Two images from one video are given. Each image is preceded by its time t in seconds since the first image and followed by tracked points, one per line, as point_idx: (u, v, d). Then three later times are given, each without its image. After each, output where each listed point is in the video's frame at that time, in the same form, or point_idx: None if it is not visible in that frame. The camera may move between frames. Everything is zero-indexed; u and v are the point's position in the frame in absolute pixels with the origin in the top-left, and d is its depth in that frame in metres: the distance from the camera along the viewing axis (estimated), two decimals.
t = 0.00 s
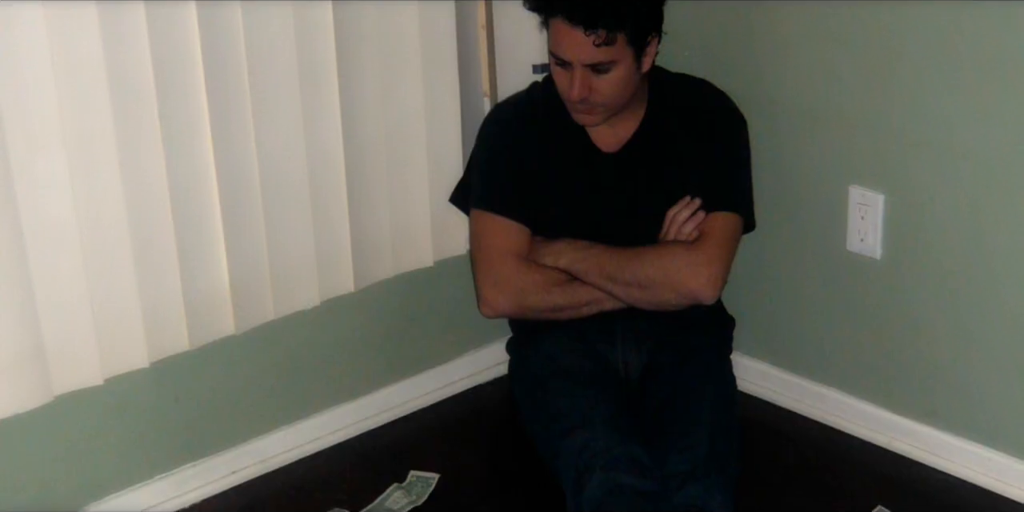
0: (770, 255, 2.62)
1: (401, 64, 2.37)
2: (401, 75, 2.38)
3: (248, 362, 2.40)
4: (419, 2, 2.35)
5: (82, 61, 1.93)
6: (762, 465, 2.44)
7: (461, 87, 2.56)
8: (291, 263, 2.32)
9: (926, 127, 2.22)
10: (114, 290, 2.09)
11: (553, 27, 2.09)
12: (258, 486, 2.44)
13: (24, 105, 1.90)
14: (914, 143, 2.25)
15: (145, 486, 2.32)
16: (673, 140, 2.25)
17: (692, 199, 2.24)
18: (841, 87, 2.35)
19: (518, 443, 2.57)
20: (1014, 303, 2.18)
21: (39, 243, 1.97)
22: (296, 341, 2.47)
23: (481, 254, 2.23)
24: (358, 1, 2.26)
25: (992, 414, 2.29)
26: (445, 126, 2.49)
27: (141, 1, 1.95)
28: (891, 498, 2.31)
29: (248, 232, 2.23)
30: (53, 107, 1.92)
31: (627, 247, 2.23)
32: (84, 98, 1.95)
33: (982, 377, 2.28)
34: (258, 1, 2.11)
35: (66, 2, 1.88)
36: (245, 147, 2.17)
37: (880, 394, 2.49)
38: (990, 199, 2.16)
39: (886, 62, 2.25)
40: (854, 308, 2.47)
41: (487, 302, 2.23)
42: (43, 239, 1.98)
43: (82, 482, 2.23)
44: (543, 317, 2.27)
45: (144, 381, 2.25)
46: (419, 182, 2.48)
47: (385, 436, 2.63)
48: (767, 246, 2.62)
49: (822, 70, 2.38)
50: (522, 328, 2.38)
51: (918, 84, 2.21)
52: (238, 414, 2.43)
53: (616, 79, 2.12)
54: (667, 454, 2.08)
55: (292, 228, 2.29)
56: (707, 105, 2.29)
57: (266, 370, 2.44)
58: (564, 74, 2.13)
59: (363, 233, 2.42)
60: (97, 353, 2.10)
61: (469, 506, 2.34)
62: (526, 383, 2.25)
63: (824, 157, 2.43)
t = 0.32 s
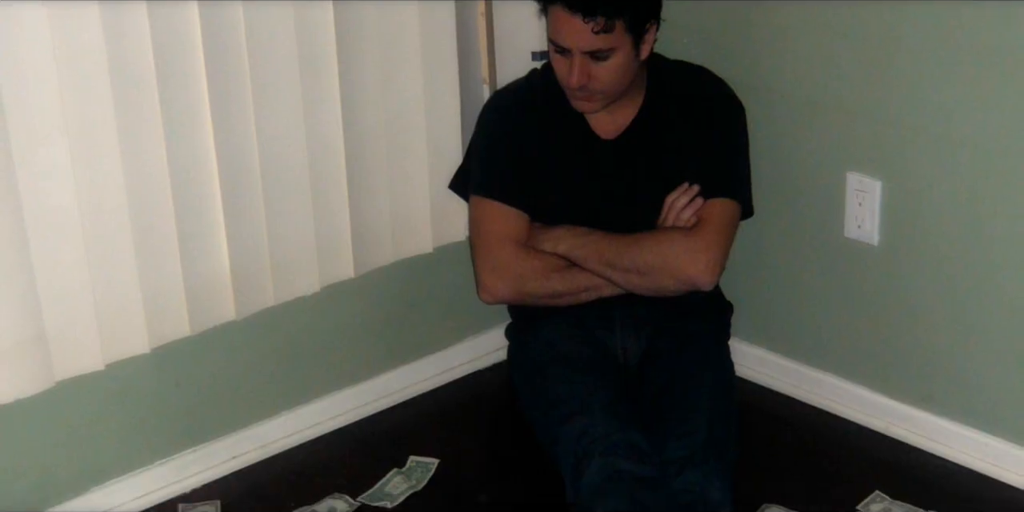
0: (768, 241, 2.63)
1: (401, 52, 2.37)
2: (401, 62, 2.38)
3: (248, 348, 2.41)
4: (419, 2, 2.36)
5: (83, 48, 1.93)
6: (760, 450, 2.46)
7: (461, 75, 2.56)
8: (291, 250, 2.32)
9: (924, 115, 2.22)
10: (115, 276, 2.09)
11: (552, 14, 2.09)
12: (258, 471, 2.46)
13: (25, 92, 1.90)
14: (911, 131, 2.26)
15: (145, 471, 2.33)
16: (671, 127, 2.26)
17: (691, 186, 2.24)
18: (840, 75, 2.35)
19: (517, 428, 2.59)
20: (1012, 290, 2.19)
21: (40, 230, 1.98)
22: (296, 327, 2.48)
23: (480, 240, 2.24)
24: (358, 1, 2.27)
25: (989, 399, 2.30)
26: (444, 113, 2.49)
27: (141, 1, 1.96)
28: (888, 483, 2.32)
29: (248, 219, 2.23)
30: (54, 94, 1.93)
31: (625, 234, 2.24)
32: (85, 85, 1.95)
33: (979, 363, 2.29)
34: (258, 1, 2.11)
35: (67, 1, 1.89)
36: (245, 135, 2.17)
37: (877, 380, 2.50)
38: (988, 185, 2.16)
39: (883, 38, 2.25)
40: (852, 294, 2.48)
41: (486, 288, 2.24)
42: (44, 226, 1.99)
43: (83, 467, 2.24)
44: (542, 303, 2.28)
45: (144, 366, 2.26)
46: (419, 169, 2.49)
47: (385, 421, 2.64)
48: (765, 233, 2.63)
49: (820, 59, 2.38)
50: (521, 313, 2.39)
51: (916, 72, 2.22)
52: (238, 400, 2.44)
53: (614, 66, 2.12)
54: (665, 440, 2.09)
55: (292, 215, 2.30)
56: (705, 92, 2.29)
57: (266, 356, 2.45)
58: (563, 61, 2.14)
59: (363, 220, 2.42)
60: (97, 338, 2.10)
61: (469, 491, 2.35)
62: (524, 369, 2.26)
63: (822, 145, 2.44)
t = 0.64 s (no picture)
0: (765, 227, 2.64)
1: (400, 38, 2.38)
2: (401, 49, 2.39)
3: (249, 333, 2.43)
4: (419, 2, 2.38)
5: (85, 36, 1.94)
6: (758, 435, 2.47)
7: (460, 62, 2.57)
8: (291, 236, 2.33)
9: (921, 99, 2.23)
10: (116, 262, 2.10)
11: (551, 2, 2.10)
12: (258, 456, 2.47)
13: (27, 79, 1.91)
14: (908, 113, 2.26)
15: (146, 456, 2.34)
16: (669, 114, 2.27)
17: (689, 172, 2.25)
18: (837, 61, 2.36)
19: (516, 414, 2.60)
20: (1010, 275, 2.20)
21: (43, 217, 1.99)
22: (296, 313, 2.49)
23: (480, 226, 2.25)
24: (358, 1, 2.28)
25: (986, 384, 2.32)
26: (444, 100, 2.50)
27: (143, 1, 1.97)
28: (885, 468, 2.34)
29: (248, 204, 2.24)
30: (54, 81, 1.94)
31: (623, 220, 2.25)
32: (87, 72, 1.96)
33: (977, 348, 2.31)
34: (259, 3, 2.13)
35: None
36: (245, 121, 2.18)
37: (874, 366, 2.51)
38: (985, 170, 2.17)
39: (883, 38, 2.26)
40: (850, 280, 2.49)
41: (485, 274, 2.25)
42: (46, 213, 2.00)
43: (85, 452, 2.26)
44: (541, 289, 2.29)
45: (145, 351, 2.27)
46: (418, 156, 2.49)
47: (384, 406, 2.66)
48: (763, 219, 2.64)
49: (817, 44, 2.39)
50: (519, 299, 2.41)
51: (913, 59, 2.22)
52: (239, 384, 2.45)
53: (612, 53, 2.13)
54: (663, 426, 2.10)
55: (292, 201, 2.31)
56: (702, 79, 2.30)
57: (267, 341, 2.46)
58: (561, 48, 2.14)
59: (363, 206, 2.43)
60: (99, 323, 2.12)
61: (468, 476, 2.37)
62: (524, 355, 2.27)
63: (820, 131, 2.45)
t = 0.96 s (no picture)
0: (764, 213, 2.65)
1: (400, 24, 2.38)
2: (401, 36, 2.39)
3: (250, 319, 2.44)
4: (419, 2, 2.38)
5: (86, 24, 1.95)
6: (756, 420, 2.49)
7: (460, 50, 2.57)
8: (291, 222, 2.34)
9: (920, 95, 2.24)
10: (117, 248, 2.11)
11: None
12: (259, 441, 2.49)
13: (28, 67, 1.92)
14: (907, 103, 2.27)
15: (147, 441, 2.36)
16: (668, 101, 2.27)
17: (687, 158, 2.26)
18: (835, 50, 2.37)
19: (516, 399, 2.61)
20: (1007, 262, 2.21)
21: (45, 203, 2.00)
22: (296, 299, 2.50)
23: (479, 213, 2.26)
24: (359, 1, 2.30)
25: (983, 370, 2.33)
26: (444, 87, 2.50)
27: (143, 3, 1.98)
28: (882, 453, 2.36)
29: (248, 192, 2.25)
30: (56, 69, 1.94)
31: (622, 206, 2.26)
32: (88, 60, 1.97)
33: (973, 334, 2.32)
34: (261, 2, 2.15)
35: None
36: (246, 107, 2.19)
37: (872, 351, 2.53)
38: (982, 158, 2.18)
39: (881, 37, 2.27)
40: (847, 266, 2.50)
41: (485, 260, 2.26)
42: (48, 199, 2.01)
43: (87, 437, 2.28)
44: (540, 275, 2.30)
45: (146, 336, 2.28)
46: (418, 143, 2.50)
47: (384, 392, 2.67)
48: (761, 205, 2.65)
49: (815, 32, 2.39)
50: (519, 285, 2.42)
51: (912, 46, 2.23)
52: (240, 370, 2.47)
53: (611, 40, 2.14)
54: (661, 411, 2.11)
55: (292, 187, 2.32)
56: (701, 66, 2.30)
57: (267, 327, 2.48)
58: (559, 35, 2.14)
59: (363, 193, 2.44)
60: (100, 309, 2.13)
61: (467, 461, 2.38)
62: (523, 341, 2.29)
63: (818, 119, 2.45)
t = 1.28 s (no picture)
0: (762, 199, 2.65)
1: (399, 10, 2.38)
2: (400, 22, 2.39)
3: (250, 305, 2.45)
4: None
5: (87, 10, 1.95)
6: (754, 405, 2.50)
7: (460, 39, 2.58)
8: (290, 208, 2.35)
9: (915, 74, 2.25)
10: (119, 234, 2.12)
11: None
12: (259, 426, 2.50)
13: (28, 54, 1.92)
14: (904, 89, 2.28)
15: (149, 426, 2.37)
16: (666, 88, 2.28)
17: (685, 144, 2.27)
18: (832, 36, 2.37)
19: (515, 385, 2.63)
20: (1002, 246, 2.22)
21: (47, 191, 2.01)
22: (296, 285, 2.51)
23: (479, 199, 2.27)
24: None
25: (979, 355, 2.34)
26: (443, 73, 2.51)
27: None
28: (878, 438, 2.37)
29: (248, 178, 2.26)
30: (57, 58, 1.95)
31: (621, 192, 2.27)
32: (89, 46, 1.97)
33: (970, 319, 2.33)
34: None
35: None
36: (245, 93, 2.19)
37: (870, 336, 2.54)
38: (978, 143, 2.19)
39: (874, 13, 2.28)
40: (845, 252, 2.51)
41: (484, 246, 2.27)
42: (50, 185, 2.01)
43: (88, 422, 2.29)
44: (539, 261, 2.31)
45: (146, 322, 2.29)
46: (418, 128, 2.50)
47: (384, 377, 2.69)
48: (759, 191, 2.65)
49: (813, 19, 2.40)
50: (518, 271, 2.43)
51: (909, 32, 2.23)
52: (240, 355, 2.48)
53: (610, 27, 2.14)
54: (659, 396, 2.13)
55: (291, 173, 2.32)
56: (699, 53, 2.31)
57: (268, 312, 2.49)
58: (558, 23, 2.15)
59: (363, 178, 2.45)
60: (101, 294, 2.14)
61: (467, 446, 2.40)
62: (522, 326, 2.30)
63: (816, 105, 2.46)
